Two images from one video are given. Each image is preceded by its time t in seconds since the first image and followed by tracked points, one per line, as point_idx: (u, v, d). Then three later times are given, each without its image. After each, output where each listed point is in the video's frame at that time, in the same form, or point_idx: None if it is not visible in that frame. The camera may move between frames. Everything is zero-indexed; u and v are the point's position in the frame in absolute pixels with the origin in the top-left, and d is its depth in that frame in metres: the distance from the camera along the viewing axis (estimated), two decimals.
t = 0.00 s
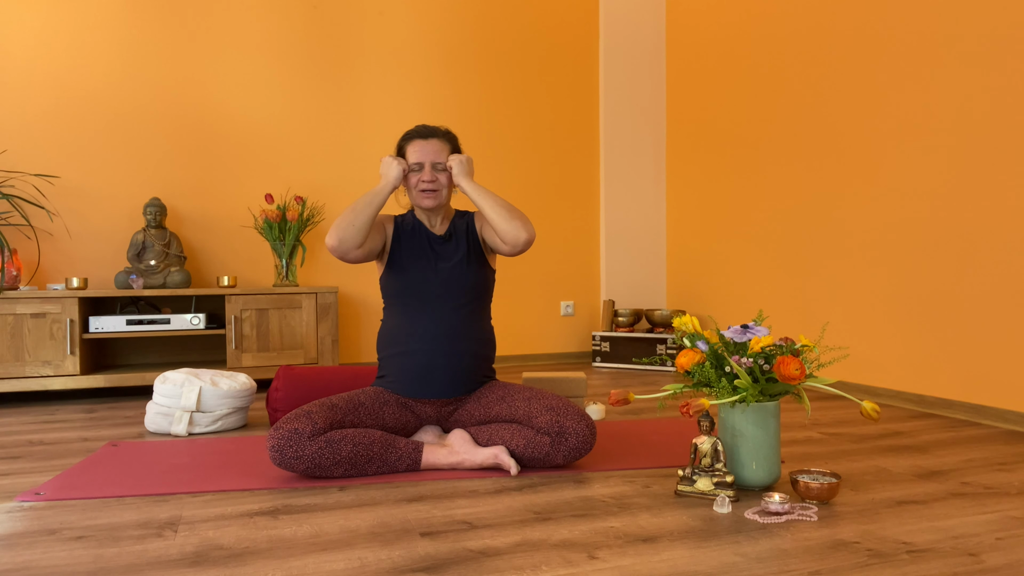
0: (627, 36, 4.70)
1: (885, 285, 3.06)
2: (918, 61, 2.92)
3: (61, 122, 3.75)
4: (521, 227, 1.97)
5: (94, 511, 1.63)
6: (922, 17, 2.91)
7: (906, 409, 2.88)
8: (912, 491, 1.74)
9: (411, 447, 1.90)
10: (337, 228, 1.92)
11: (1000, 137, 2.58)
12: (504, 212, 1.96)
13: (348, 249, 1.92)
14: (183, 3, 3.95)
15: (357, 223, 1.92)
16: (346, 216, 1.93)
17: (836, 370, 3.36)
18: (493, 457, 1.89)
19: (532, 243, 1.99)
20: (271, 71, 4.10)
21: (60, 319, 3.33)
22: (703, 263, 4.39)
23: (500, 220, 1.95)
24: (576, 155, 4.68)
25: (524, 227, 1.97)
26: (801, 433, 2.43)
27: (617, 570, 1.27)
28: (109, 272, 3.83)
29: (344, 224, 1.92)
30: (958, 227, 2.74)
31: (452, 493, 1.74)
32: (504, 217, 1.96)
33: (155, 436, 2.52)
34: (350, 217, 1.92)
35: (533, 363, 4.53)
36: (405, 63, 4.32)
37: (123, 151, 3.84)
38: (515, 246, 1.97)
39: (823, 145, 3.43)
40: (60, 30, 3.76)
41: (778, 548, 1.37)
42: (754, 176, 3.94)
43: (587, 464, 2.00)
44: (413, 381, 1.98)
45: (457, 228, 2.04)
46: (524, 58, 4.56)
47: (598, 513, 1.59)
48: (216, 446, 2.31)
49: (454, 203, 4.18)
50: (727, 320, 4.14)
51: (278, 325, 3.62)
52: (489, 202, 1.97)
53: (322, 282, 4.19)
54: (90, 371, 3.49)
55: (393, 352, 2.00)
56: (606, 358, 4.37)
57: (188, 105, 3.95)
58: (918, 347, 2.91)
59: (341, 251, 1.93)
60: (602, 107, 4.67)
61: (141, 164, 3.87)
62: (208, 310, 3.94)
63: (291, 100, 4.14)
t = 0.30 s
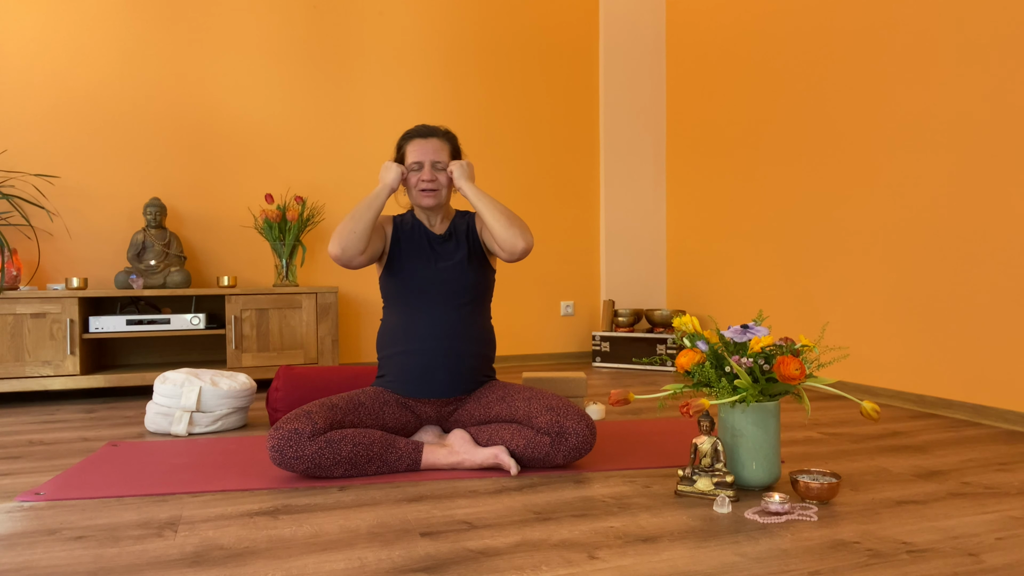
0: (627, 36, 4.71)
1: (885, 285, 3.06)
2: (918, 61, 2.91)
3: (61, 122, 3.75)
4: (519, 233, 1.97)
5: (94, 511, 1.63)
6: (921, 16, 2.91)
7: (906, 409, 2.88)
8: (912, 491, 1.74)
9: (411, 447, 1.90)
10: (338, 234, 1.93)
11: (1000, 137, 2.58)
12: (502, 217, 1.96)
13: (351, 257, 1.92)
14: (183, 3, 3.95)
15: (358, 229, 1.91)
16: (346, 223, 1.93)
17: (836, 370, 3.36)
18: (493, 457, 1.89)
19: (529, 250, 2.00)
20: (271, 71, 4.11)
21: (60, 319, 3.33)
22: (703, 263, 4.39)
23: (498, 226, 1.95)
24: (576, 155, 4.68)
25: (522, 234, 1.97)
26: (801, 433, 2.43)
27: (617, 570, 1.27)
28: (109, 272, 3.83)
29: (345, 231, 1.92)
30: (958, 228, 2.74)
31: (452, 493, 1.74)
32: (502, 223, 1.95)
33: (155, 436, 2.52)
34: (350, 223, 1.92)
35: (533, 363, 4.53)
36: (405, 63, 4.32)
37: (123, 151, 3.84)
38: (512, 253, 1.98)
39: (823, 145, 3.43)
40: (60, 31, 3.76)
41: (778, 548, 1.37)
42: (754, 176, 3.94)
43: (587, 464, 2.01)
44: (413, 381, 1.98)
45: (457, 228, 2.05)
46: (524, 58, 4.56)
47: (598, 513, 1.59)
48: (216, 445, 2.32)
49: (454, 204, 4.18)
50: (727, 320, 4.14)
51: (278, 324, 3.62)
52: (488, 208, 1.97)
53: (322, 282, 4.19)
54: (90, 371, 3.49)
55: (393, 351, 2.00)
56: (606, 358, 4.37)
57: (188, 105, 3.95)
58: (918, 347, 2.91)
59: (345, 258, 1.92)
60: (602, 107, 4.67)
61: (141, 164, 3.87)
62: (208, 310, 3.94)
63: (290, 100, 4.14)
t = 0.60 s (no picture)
0: (627, 36, 4.70)
1: (885, 285, 3.06)
2: (918, 61, 2.91)
3: (61, 122, 3.75)
4: (513, 256, 1.96)
5: (94, 511, 1.63)
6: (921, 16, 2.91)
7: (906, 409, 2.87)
8: (912, 491, 1.74)
9: (411, 447, 1.90)
10: (344, 254, 1.93)
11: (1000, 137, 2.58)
12: (498, 238, 1.96)
13: (361, 275, 1.93)
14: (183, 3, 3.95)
15: (365, 248, 1.91)
16: (352, 242, 1.92)
17: (835, 370, 3.36)
18: (493, 457, 1.89)
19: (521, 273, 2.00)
20: (271, 72, 4.11)
21: (60, 319, 3.33)
22: (703, 263, 4.39)
23: (491, 247, 1.96)
24: (576, 155, 4.68)
25: (516, 257, 1.97)
26: (801, 433, 2.43)
27: (617, 570, 1.27)
28: (109, 272, 3.83)
29: (353, 251, 1.91)
30: (958, 227, 2.74)
31: (452, 493, 1.74)
32: (497, 245, 1.95)
33: (155, 436, 2.52)
34: (355, 240, 1.92)
35: (533, 363, 4.53)
36: (405, 63, 4.32)
37: (124, 151, 3.84)
38: (503, 273, 1.98)
39: (823, 145, 3.43)
40: (60, 31, 3.76)
41: (778, 548, 1.37)
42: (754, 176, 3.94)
43: (587, 464, 2.01)
44: (413, 381, 1.98)
45: (458, 230, 2.06)
46: (524, 58, 4.56)
47: (598, 513, 1.59)
48: (216, 446, 2.32)
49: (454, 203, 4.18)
50: (727, 320, 4.14)
51: (278, 325, 3.62)
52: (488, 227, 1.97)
53: (322, 282, 4.19)
54: (90, 371, 3.49)
55: (392, 352, 2.00)
56: (606, 358, 4.37)
57: (188, 105, 3.95)
58: (918, 346, 2.91)
59: (355, 278, 1.93)
60: (602, 107, 4.67)
61: (141, 164, 3.87)
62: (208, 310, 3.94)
63: (290, 100, 4.14)
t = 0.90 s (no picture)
0: (627, 36, 4.70)
1: (885, 285, 3.05)
2: (918, 61, 2.91)
3: (61, 122, 3.75)
4: (494, 278, 1.97)
5: (95, 511, 1.63)
6: (922, 16, 2.91)
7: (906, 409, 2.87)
8: (912, 491, 1.74)
9: (411, 447, 1.90)
10: (364, 279, 1.95)
11: (1000, 137, 2.58)
12: (478, 260, 1.96)
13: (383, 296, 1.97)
14: (183, 3, 3.95)
15: (386, 272, 1.94)
16: (371, 267, 1.94)
17: (835, 370, 3.36)
18: (493, 457, 1.89)
19: (504, 292, 2.01)
20: (271, 72, 4.11)
21: (60, 319, 3.33)
22: (703, 263, 4.39)
23: (472, 268, 1.97)
24: (576, 155, 4.68)
25: (496, 279, 1.98)
26: (801, 433, 2.43)
27: (617, 570, 1.27)
28: (110, 272, 3.83)
29: (375, 276, 1.93)
30: (959, 227, 2.74)
31: (452, 493, 1.74)
32: (477, 267, 1.96)
33: (155, 436, 2.52)
34: (374, 265, 1.93)
35: (533, 363, 4.53)
36: (405, 62, 4.32)
37: (124, 151, 3.84)
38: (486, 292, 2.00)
39: (823, 145, 3.43)
40: (60, 31, 3.76)
41: (778, 548, 1.37)
42: (754, 176, 3.94)
43: (587, 464, 2.01)
44: (412, 381, 1.98)
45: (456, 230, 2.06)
46: (524, 58, 4.56)
47: (598, 513, 1.59)
48: (216, 446, 2.32)
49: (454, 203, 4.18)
50: (727, 320, 4.15)
51: (278, 325, 3.62)
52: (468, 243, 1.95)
53: (322, 282, 4.20)
54: (90, 371, 3.49)
55: (392, 352, 2.00)
56: (606, 358, 4.37)
57: (189, 105, 3.95)
58: (918, 346, 2.91)
59: (378, 300, 1.97)
60: (602, 107, 4.67)
61: (141, 164, 3.87)
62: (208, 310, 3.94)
63: (290, 100, 4.14)
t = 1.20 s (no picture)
0: (627, 36, 4.71)
1: (885, 284, 3.05)
2: (918, 61, 2.91)
3: (62, 122, 3.75)
4: (489, 282, 1.97)
5: (95, 511, 1.63)
6: (922, 16, 2.90)
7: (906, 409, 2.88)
8: (912, 491, 1.74)
9: (411, 447, 1.90)
10: (368, 280, 1.95)
11: (1000, 137, 2.58)
12: (473, 264, 1.95)
13: (387, 298, 1.97)
14: (183, 3, 3.95)
15: (391, 275, 1.94)
16: (377, 267, 1.93)
17: (835, 370, 3.36)
18: (493, 457, 1.89)
19: (498, 297, 2.01)
20: (271, 72, 4.11)
21: (60, 319, 3.33)
22: (703, 263, 4.39)
23: (468, 272, 1.97)
24: (576, 155, 4.68)
25: (491, 283, 1.97)
26: (801, 433, 2.43)
27: (617, 570, 1.27)
28: (110, 272, 3.83)
29: (380, 277, 1.93)
30: (958, 227, 2.74)
31: (452, 493, 1.74)
32: (472, 271, 1.96)
33: (155, 436, 2.52)
34: (379, 265, 1.93)
35: (533, 363, 4.53)
36: (405, 62, 4.32)
37: (124, 151, 3.85)
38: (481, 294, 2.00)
39: (823, 145, 3.43)
40: (60, 31, 3.76)
41: (778, 548, 1.37)
42: (754, 176, 3.95)
43: (587, 464, 2.01)
44: (412, 381, 1.98)
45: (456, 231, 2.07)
46: (524, 58, 4.56)
47: (598, 513, 1.59)
48: (215, 445, 2.32)
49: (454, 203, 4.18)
50: (727, 320, 4.15)
51: (278, 325, 3.62)
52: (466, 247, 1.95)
53: (322, 282, 4.20)
54: (90, 371, 3.49)
55: (393, 352, 2.00)
56: (606, 358, 4.37)
57: (188, 105, 3.95)
58: (917, 346, 2.91)
59: (382, 302, 1.96)
60: (602, 107, 4.67)
61: (141, 164, 3.87)
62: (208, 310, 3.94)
63: (290, 100, 4.14)
